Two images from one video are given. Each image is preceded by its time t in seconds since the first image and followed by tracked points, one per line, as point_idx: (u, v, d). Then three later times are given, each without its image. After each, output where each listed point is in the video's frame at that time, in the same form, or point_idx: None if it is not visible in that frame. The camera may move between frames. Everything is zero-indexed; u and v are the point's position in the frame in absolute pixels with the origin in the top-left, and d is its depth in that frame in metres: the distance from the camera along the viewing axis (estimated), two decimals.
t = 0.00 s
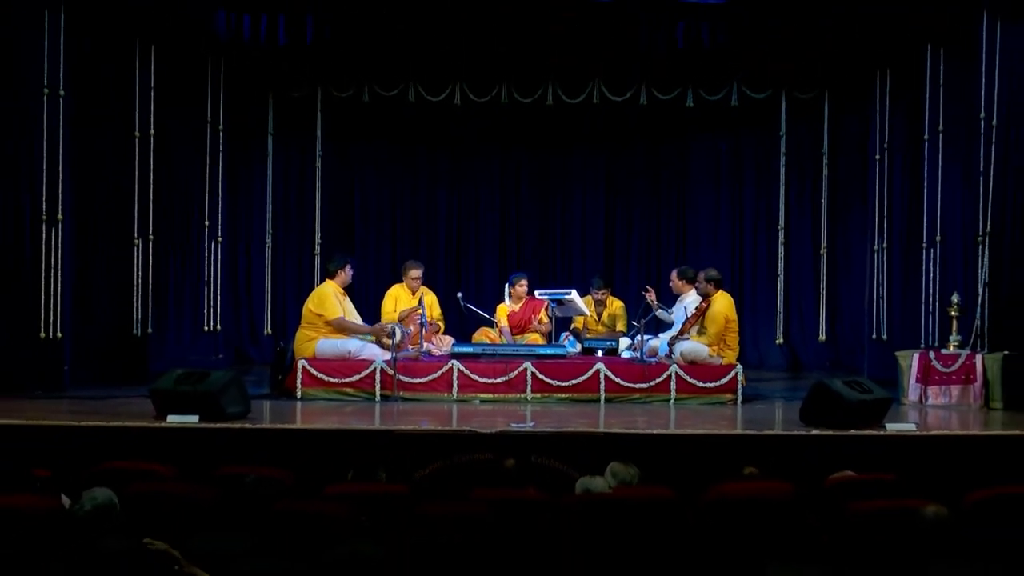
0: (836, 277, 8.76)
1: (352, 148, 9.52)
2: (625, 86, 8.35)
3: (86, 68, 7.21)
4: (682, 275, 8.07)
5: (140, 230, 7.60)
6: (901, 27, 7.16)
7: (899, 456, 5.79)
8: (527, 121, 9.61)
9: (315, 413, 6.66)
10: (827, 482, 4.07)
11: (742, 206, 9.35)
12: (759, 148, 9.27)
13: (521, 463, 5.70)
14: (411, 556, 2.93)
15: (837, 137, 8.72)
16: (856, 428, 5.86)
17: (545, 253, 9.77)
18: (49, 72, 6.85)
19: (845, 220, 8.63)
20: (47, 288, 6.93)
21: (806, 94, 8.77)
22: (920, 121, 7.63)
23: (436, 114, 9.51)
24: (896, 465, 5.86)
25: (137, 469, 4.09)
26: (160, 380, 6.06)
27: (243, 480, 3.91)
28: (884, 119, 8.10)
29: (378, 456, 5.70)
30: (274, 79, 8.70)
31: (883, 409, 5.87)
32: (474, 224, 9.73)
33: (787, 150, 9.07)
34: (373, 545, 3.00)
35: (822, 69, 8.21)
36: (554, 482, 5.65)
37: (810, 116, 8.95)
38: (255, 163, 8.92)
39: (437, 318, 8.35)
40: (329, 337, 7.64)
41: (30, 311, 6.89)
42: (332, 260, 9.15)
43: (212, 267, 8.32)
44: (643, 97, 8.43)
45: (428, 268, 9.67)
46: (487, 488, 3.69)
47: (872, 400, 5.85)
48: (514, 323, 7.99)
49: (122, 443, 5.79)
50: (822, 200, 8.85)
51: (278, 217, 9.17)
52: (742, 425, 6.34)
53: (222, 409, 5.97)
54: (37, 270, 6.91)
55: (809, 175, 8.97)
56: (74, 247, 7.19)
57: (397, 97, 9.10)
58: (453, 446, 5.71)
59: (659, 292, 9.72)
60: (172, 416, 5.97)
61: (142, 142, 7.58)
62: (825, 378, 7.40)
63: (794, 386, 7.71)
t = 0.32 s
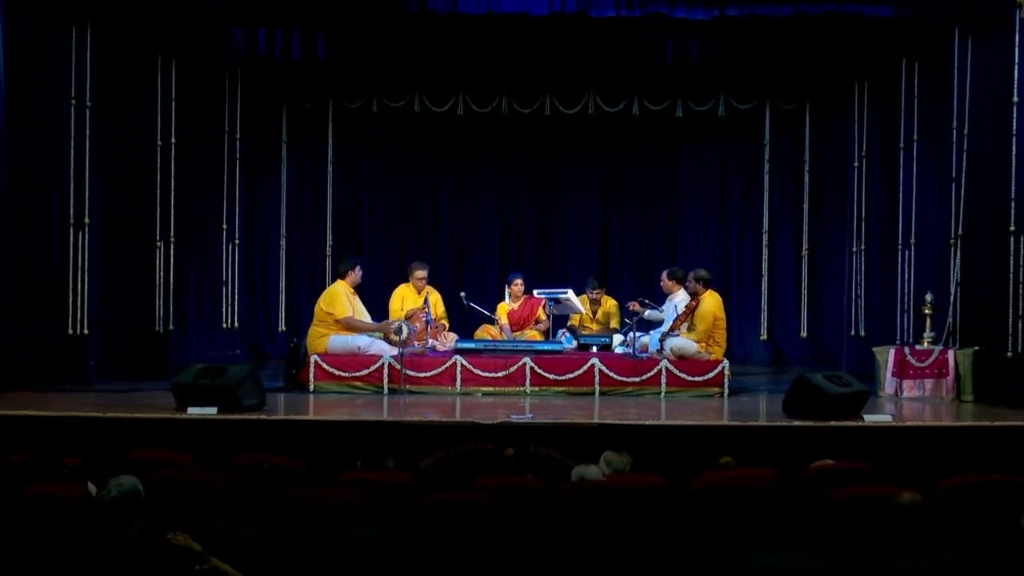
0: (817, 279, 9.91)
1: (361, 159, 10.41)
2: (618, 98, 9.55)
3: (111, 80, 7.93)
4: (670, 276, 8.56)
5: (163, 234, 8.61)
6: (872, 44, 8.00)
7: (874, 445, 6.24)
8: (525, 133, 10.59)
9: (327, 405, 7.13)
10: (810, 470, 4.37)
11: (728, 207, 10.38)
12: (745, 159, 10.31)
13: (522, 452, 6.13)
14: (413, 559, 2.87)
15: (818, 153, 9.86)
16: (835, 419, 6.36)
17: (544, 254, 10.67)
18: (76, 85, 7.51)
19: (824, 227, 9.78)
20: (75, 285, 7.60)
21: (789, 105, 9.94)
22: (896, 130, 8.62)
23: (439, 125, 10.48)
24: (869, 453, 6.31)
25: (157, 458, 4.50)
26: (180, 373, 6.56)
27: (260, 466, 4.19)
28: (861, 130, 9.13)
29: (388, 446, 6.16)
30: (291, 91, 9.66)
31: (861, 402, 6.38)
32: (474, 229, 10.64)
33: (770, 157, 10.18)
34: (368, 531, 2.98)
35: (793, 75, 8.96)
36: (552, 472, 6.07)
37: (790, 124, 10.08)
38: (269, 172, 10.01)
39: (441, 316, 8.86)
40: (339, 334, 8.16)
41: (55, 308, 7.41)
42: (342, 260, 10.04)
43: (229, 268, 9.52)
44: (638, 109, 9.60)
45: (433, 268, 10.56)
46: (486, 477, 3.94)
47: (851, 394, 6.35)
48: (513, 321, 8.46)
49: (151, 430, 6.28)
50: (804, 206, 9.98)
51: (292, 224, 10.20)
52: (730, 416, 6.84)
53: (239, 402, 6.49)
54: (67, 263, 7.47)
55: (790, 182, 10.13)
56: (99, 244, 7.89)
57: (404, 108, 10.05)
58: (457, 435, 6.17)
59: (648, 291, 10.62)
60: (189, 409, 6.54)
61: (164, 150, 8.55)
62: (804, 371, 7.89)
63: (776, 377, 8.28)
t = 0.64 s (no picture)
0: (797, 282, 10.92)
1: (373, 171, 11.23)
2: (611, 110, 10.34)
3: (136, 92, 8.79)
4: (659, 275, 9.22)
5: (187, 237, 9.39)
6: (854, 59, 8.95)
7: (848, 434, 6.81)
8: (524, 140, 11.35)
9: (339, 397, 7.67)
10: (792, 458, 4.95)
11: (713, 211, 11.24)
12: (730, 166, 11.14)
13: (522, 440, 6.69)
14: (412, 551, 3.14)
15: (798, 157, 10.84)
16: (815, 410, 6.94)
17: (542, 256, 11.46)
18: (105, 98, 8.39)
19: (804, 232, 10.81)
20: (105, 287, 8.46)
21: (768, 117, 10.83)
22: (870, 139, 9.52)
23: (444, 136, 11.34)
24: (843, 440, 6.87)
25: (186, 445, 4.96)
26: (203, 367, 7.19)
27: (279, 455, 4.64)
28: (837, 143, 10.22)
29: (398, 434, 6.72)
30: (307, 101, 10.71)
31: (838, 393, 6.96)
32: (478, 232, 11.43)
33: (753, 166, 11.02)
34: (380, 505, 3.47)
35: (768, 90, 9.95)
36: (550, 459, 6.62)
37: (771, 135, 10.94)
38: (286, 180, 10.89)
39: (447, 313, 9.57)
40: (351, 330, 8.73)
41: (88, 299, 8.27)
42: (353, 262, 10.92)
43: (247, 269, 10.33)
44: (628, 119, 10.40)
45: (438, 267, 11.40)
46: (489, 463, 4.43)
47: (829, 386, 6.92)
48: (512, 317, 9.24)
49: (176, 419, 6.83)
50: (784, 212, 10.95)
51: (307, 228, 11.07)
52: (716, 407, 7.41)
53: (257, 393, 7.07)
54: (97, 256, 8.34)
55: (771, 196, 11.01)
56: (125, 242, 8.73)
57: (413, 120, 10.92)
58: (462, 424, 6.73)
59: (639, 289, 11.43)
60: (211, 402, 7.12)
61: (187, 158, 9.36)
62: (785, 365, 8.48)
63: (759, 371, 8.91)
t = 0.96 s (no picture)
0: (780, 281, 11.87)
1: (376, 178, 12.32)
2: (606, 121, 11.50)
3: (154, 103, 9.48)
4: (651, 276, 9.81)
5: (206, 240, 10.19)
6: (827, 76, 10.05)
7: (829, 426, 7.26)
8: (523, 150, 12.48)
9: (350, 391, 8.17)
10: (779, 448, 5.42)
11: (703, 216, 12.23)
12: (715, 169, 12.17)
13: (523, 432, 7.17)
14: (410, 551, 2.79)
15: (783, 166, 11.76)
16: (797, 403, 7.46)
17: (536, 256, 12.62)
18: (128, 107, 9.09)
19: (787, 238, 11.53)
20: (127, 286, 9.15)
21: (754, 126, 11.83)
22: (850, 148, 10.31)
23: (448, 146, 12.42)
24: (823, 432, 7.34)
25: (203, 436, 5.40)
26: (220, 363, 7.72)
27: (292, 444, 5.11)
28: (818, 152, 11.07)
29: (406, 425, 7.23)
30: (317, 112, 11.75)
31: (820, 387, 7.48)
32: (478, 234, 12.54)
33: (739, 173, 12.03)
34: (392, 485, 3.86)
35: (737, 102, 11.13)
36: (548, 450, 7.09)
37: (757, 144, 11.94)
38: (299, 181, 11.89)
39: (450, 310, 10.13)
40: (360, 327, 9.31)
41: (112, 296, 8.93)
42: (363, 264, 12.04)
43: (264, 271, 11.21)
44: (623, 128, 11.44)
45: (442, 265, 12.49)
46: (490, 455, 4.71)
47: (810, 380, 7.43)
48: (513, 315, 9.92)
49: (194, 412, 7.30)
50: (768, 214, 11.92)
51: (319, 230, 12.11)
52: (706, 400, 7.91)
53: (271, 387, 7.58)
54: (120, 257, 9.02)
55: (758, 198, 11.97)
56: (145, 245, 9.37)
57: (416, 128, 12.01)
58: (465, 415, 7.19)
59: (628, 286, 12.50)
60: (228, 395, 7.64)
61: (206, 164, 10.14)
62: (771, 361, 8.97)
63: (745, 365, 9.51)
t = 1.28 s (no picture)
0: (768, 281, 12.38)
1: (386, 182, 12.89)
2: (601, 128, 11.99)
3: (172, 114, 10.08)
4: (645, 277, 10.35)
5: (220, 240, 10.80)
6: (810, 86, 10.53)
7: (812, 418, 7.72)
8: (522, 157, 13.10)
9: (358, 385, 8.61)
10: (765, 440, 5.74)
11: (692, 219, 12.85)
12: (704, 175, 12.78)
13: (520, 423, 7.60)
14: (409, 551, 3.00)
15: (769, 172, 12.29)
16: (783, 396, 7.88)
17: (535, 258, 13.21)
18: (147, 116, 9.68)
19: (774, 236, 12.15)
20: (146, 286, 9.71)
21: (743, 134, 12.39)
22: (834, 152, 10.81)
23: (451, 153, 13.02)
24: (806, 424, 7.77)
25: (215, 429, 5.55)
26: (235, 359, 8.16)
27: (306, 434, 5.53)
28: (803, 157, 11.63)
29: (411, 418, 7.66)
30: (327, 121, 12.29)
31: (806, 382, 7.90)
32: (480, 236, 13.14)
33: (727, 178, 12.64)
34: (399, 478, 3.99)
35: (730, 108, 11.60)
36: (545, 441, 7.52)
37: (746, 150, 12.52)
38: (310, 186, 12.39)
39: (452, 310, 10.57)
40: (367, 325, 9.80)
41: (132, 295, 9.54)
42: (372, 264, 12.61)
43: (275, 271, 11.77)
44: (616, 136, 12.02)
45: (445, 266, 13.11)
46: (494, 446, 4.72)
47: (796, 374, 7.86)
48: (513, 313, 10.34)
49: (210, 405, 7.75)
50: (756, 216, 12.47)
51: (328, 231, 12.62)
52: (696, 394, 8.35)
53: (283, 381, 8.01)
54: (139, 258, 9.61)
55: (745, 198, 12.53)
56: (163, 248, 9.92)
57: (422, 138, 12.58)
58: (467, 408, 7.63)
59: (622, 285, 13.09)
60: (242, 389, 8.06)
61: (220, 170, 10.74)
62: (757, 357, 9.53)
63: (733, 361, 10.09)
